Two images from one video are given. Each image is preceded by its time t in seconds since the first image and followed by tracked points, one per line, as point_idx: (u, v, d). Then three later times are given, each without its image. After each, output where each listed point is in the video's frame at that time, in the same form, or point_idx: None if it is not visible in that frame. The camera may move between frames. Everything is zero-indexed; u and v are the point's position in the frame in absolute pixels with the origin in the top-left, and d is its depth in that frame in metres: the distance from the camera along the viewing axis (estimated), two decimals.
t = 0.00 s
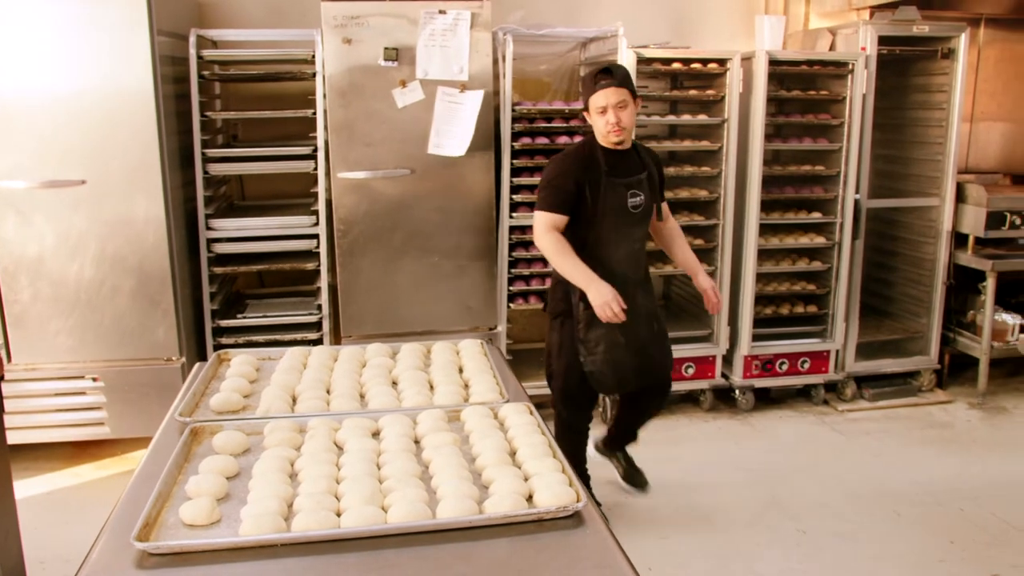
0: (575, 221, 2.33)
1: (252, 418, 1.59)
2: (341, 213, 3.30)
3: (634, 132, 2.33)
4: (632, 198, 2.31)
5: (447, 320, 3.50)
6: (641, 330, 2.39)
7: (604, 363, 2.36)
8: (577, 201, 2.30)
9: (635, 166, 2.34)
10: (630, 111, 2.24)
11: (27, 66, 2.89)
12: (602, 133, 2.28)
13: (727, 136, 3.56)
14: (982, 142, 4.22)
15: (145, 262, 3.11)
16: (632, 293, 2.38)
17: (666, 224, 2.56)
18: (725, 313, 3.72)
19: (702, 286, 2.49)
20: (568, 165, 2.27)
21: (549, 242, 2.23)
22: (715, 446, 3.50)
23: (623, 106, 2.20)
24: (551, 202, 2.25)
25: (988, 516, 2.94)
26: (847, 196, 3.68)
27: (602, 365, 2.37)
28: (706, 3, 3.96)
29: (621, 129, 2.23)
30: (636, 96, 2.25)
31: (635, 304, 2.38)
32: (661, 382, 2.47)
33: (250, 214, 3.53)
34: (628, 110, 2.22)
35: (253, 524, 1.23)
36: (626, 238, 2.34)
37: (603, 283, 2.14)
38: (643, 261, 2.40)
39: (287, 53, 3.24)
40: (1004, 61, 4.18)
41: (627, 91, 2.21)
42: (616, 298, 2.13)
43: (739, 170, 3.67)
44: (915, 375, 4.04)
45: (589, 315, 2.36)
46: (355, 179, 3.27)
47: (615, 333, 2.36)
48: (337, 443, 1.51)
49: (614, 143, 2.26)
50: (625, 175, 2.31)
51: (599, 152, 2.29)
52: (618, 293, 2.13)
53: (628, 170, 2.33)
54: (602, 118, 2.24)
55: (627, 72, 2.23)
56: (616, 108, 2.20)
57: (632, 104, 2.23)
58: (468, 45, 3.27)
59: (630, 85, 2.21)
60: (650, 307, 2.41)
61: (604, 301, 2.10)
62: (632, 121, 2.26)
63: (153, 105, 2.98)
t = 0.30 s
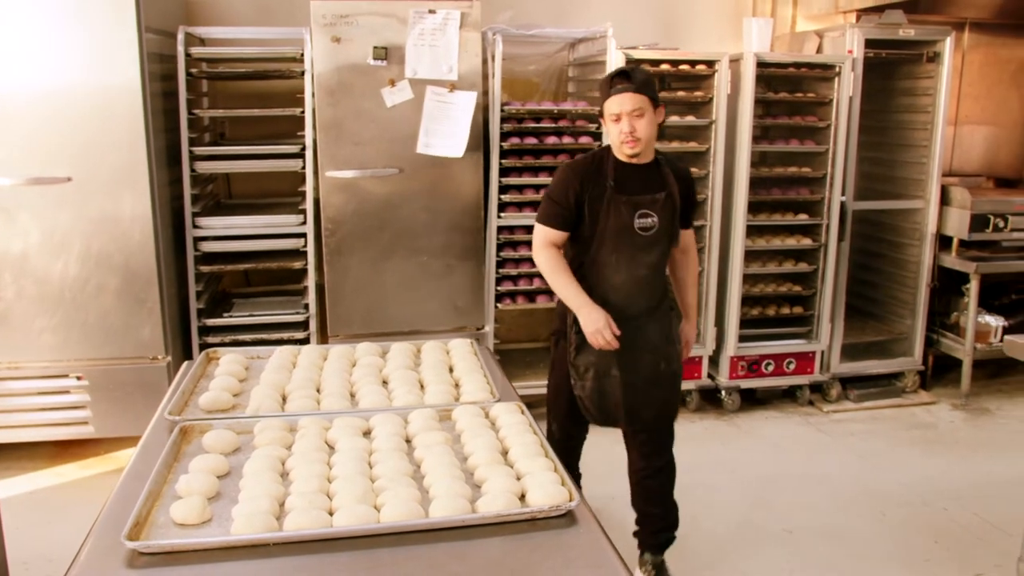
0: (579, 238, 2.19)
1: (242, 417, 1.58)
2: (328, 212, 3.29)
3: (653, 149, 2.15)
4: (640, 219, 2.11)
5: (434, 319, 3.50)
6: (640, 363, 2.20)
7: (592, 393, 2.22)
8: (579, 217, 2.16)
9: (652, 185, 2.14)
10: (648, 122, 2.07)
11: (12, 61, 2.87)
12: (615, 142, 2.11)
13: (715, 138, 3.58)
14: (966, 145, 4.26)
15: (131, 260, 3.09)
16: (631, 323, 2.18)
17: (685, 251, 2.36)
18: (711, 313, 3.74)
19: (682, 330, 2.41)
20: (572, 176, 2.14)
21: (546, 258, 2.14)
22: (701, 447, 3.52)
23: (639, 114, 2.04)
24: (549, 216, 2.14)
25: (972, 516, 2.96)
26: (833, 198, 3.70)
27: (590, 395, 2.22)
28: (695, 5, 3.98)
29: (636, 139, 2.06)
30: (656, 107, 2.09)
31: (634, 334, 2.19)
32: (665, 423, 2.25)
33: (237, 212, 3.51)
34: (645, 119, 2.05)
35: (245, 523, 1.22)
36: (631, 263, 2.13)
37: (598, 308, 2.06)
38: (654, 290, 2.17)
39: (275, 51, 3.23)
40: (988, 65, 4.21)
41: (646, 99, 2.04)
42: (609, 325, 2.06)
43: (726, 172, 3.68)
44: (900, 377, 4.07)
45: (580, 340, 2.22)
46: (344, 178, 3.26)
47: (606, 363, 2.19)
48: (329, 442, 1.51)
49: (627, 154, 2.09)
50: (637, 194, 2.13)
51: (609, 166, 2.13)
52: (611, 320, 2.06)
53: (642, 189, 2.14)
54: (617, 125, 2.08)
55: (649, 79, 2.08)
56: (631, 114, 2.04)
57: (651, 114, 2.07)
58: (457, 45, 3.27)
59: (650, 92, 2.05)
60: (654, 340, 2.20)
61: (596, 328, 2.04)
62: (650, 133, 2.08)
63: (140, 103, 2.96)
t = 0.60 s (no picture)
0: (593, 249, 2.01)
1: (229, 417, 1.58)
2: (316, 212, 3.29)
3: (675, 144, 1.94)
4: (655, 224, 1.92)
5: (422, 321, 3.50)
6: (664, 392, 1.99)
7: (612, 426, 2.02)
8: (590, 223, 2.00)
9: (672, 186, 1.95)
10: (665, 115, 1.85)
11: None
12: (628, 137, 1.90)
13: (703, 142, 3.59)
14: (951, 151, 4.29)
15: (117, 259, 3.07)
16: (653, 344, 1.96)
17: (738, 267, 2.04)
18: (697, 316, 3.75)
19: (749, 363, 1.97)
20: (581, 178, 1.99)
21: (552, 263, 1.99)
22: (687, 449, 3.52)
23: (653, 107, 1.82)
24: (557, 221, 2.00)
25: (955, 520, 2.98)
26: (820, 203, 3.72)
27: (609, 428, 2.03)
28: (684, 9, 4.00)
29: (650, 134, 1.85)
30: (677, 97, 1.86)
31: (658, 359, 1.97)
32: (691, 454, 2.07)
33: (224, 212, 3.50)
34: (661, 112, 1.83)
35: (231, 524, 1.22)
36: (646, 274, 1.93)
37: (577, 324, 1.89)
38: (677, 307, 1.94)
39: (265, 51, 3.22)
40: (973, 72, 4.25)
41: (663, 90, 1.82)
42: (586, 343, 1.88)
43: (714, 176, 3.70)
44: (884, 381, 4.10)
45: (599, 363, 2.02)
46: (332, 178, 3.26)
47: (628, 392, 1.99)
48: (315, 443, 1.50)
49: (642, 151, 1.87)
50: (652, 198, 1.94)
51: (621, 167, 1.96)
52: (589, 337, 1.88)
53: (660, 191, 1.95)
54: (630, 119, 1.86)
55: (670, 66, 1.84)
56: (645, 108, 1.83)
57: (669, 106, 1.84)
58: (446, 46, 3.27)
59: (668, 80, 1.82)
60: (680, 366, 1.98)
61: (569, 342, 1.87)
62: (668, 128, 1.86)
63: (128, 101, 2.95)
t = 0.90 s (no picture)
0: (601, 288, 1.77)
1: (214, 417, 1.58)
2: (306, 213, 3.28)
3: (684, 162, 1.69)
4: (668, 257, 1.68)
5: (411, 322, 3.50)
6: (683, 451, 1.75)
7: (625, 499, 1.78)
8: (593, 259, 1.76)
9: (686, 212, 1.69)
10: (670, 128, 1.61)
11: None
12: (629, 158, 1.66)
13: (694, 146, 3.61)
14: (940, 157, 4.31)
15: (105, 258, 3.06)
16: (670, 400, 1.72)
17: (767, 294, 1.76)
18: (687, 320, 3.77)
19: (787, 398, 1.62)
20: (578, 208, 1.75)
21: (553, 311, 1.76)
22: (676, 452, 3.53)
23: (653, 119, 1.59)
24: (553, 260, 1.76)
25: (942, 524, 2.99)
26: (809, 208, 3.74)
27: (622, 501, 1.78)
28: (675, 13, 4.01)
29: (654, 152, 1.61)
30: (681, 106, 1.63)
31: (674, 414, 1.73)
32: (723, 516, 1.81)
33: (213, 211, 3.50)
34: (663, 124, 1.60)
35: (213, 523, 1.22)
36: (660, 315, 1.70)
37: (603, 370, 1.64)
38: (695, 351, 1.70)
39: (255, 50, 3.22)
40: (962, 78, 4.27)
41: (663, 99, 1.59)
42: (615, 391, 1.63)
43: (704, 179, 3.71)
44: (873, 385, 4.12)
45: (605, 428, 1.78)
46: (322, 179, 3.26)
47: (642, 458, 1.76)
48: (300, 443, 1.50)
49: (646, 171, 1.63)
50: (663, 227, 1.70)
51: (625, 194, 1.72)
52: (618, 383, 1.63)
53: (672, 219, 1.70)
54: (629, 136, 1.63)
55: (669, 72, 1.61)
56: (645, 122, 1.60)
57: (672, 117, 1.60)
58: (437, 47, 3.27)
59: (667, 87, 1.59)
60: (701, 420, 1.73)
61: (598, 392, 1.61)
62: (673, 143, 1.62)
63: (118, 100, 2.94)
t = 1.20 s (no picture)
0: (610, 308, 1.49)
1: (203, 413, 1.59)
2: (303, 211, 3.29)
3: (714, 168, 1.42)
4: (694, 279, 1.43)
5: (408, 320, 3.51)
6: (695, 504, 1.49)
7: (624, 544, 1.53)
8: (603, 273, 1.48)
9: (713, 229, 1.45)
10: (704, 127, 1.33)
11: None
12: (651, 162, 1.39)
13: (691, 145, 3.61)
14: (939, 157, 4.31)
15: (102, 256, 3.07)
16: (681, 445, 1.48)
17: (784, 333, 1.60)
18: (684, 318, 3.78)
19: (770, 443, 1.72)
20: (591, 212, 1.46)
21: (561, 330, 1.44)
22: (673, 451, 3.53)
23: (682, 118, 1.32)
24: (560, 273, 1.46)
25: (938, 523, 2.99)
26: (806, 207, 3.74)
27: (620, 544, 1.53)
28: (672, 11, 4.01)
29: (681, 155, 1.34)
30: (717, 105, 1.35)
31: (684, 461, 1.48)
32: None
33: (212, 209, 3.51)
34: (694, 124, 1.32)
35: (197, 519, 1.23)
36: (677, 347, 1.44)
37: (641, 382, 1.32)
38: (717, 390, 1.46)
39: (253, 49, 3.23)
40: (961, 78, 4.27)
41: (695, 93, 1.32)
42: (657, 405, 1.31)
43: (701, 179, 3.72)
44: (871, 384, 4.13)
45: (604, 464, 1.52)
46: (319, 177, 3.27)
47: (643, 504, 1.49)
48: (288, 439, 1.51)
49: (672, 178, 1.36)
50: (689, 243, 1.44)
51: (647, 201, 1.46)
52: (662, 395, 1.31)
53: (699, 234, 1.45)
54: (653, 135, 1.36)
55: (703, 60, 1.34)
56: (673, 119, 1.33)
57: (706, 115, 1.33)
58: (433, 46, 3.28)
59: (699, 80, 1.32)
60: (717, 471, 1.49)
61: (635, 410, 1.29)
62: (707, 146, 1.34)
63: (115, 98, 2.96)
